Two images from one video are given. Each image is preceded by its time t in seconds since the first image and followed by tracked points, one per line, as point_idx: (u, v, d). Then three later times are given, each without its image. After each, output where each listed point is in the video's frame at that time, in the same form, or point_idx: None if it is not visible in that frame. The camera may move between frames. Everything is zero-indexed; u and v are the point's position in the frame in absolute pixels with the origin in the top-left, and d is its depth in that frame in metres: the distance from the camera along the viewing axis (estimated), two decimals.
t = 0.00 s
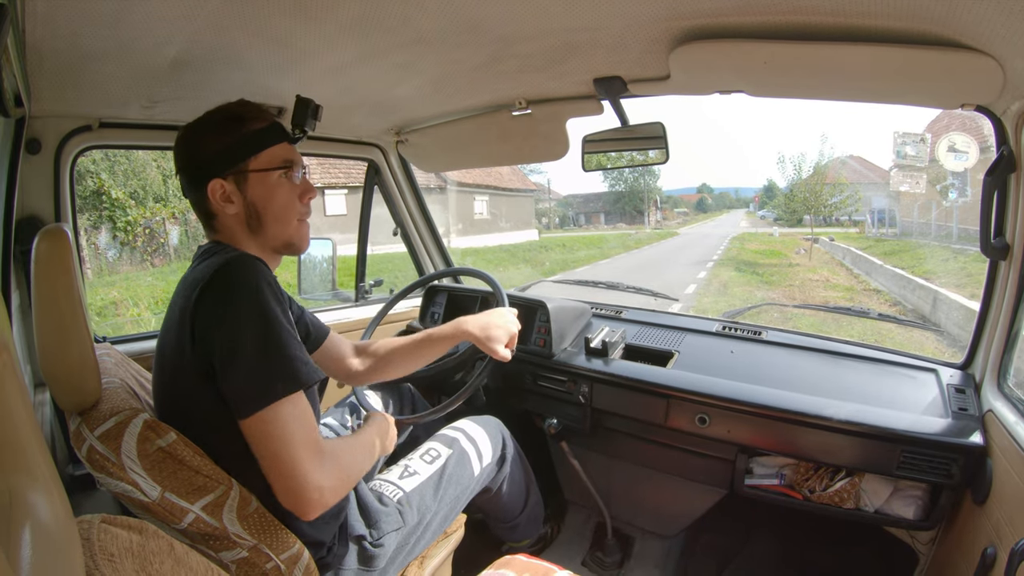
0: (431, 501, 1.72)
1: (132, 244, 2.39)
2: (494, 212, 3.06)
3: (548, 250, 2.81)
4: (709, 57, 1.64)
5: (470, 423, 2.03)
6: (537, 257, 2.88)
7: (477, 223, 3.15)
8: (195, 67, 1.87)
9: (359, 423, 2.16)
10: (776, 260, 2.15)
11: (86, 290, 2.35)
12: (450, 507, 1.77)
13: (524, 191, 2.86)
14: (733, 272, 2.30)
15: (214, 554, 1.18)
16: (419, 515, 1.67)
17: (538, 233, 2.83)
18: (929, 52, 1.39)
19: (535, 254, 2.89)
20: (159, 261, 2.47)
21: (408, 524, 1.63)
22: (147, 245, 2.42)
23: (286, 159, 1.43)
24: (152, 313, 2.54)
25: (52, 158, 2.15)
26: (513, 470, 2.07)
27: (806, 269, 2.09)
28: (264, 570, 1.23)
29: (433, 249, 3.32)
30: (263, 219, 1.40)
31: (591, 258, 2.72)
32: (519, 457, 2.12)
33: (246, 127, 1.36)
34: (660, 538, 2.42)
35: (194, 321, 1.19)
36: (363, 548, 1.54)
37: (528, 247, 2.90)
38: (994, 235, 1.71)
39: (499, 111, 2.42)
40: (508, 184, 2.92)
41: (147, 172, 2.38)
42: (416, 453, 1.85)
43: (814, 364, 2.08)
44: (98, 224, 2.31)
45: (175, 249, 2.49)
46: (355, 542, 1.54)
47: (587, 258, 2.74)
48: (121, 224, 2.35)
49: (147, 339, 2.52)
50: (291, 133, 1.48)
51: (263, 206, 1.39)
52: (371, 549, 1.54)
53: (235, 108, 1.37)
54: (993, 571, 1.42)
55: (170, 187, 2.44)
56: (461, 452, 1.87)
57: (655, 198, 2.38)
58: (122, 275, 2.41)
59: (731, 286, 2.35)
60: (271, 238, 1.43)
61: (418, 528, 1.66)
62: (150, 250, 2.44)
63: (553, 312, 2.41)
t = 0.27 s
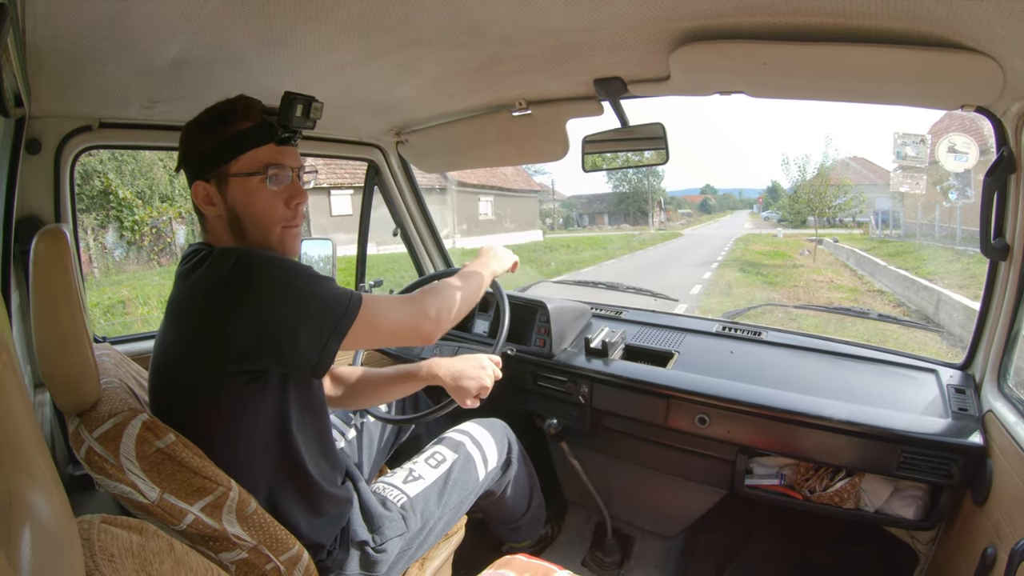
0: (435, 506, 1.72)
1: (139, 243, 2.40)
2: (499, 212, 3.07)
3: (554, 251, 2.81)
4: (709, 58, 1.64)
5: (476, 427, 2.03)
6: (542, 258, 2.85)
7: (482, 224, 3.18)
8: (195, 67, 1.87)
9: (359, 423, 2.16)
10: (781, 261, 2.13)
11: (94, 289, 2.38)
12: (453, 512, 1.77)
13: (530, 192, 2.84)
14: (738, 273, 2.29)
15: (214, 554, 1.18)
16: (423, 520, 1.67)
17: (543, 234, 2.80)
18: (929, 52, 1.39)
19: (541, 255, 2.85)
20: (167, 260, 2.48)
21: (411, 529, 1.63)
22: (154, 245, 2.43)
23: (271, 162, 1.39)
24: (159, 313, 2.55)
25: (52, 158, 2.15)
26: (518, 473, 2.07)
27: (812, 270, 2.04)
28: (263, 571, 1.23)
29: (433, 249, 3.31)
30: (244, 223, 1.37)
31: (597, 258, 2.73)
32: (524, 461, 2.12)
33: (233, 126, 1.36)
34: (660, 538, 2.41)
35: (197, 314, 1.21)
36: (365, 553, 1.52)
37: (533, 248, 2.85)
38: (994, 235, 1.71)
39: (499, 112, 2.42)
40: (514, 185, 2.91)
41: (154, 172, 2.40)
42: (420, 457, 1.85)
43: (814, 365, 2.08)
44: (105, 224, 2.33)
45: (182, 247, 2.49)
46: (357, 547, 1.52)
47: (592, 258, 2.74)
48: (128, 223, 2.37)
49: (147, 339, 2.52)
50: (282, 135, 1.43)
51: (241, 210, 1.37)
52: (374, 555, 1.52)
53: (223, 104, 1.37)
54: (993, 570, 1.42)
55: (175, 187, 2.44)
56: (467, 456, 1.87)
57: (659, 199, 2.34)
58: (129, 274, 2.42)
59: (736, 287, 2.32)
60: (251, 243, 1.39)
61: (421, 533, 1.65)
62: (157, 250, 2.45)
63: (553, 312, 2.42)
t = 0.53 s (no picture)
0: (432, 504, 1.71)
1: (147, 241, 2.42)
2: (504, 212, 3.00)
3: (560, 251, 2.74)
4: (709, 58, 1.64)
5: (474, 426, 2.04)
6: (549, 257, 2.82)
7: (487, 223, 3.11)
8: (195, 67, 1.87)
9: (359, 423, 2.16)
10: (787, 262, 2.11)
11: (103, 287, 2.41)
12: (451, 510, 1.77)
13: (535, 193, 2.78)
14: (744, 274, 2.26)
15: (213, 554, 1.18)
16: (420, 518, 1.67)
17: (548, 234, 2.74)
18: (929, 53, 1.39)
19: (546, 255, 2.82)
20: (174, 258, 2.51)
21: (409, 527, 1.63)
22: (162, 243, 2.45)
23: (273, 167, 1.38)
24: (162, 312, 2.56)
25: (52, 158, 2.15)
26: (515, 471, 2.07)
27: (816, 271, 2.04)
28: (264, 570, 1.23)
29: (433, 249, 3.31)
30: (245, 227, 1.38)
31: (603, 258, 2.64)
32: (521, 459, 2.12)
33: (237, 130, 1.36)
34: (659, 539, 2.41)
35: (202, 319, 1.20)
36: (363, 551, 1.52)
37: (538, 248, 2.83)
38: (994, 235, 1.72)
39: (500, 112, 2.42)
40: (519, 185, 2.86)
41: (162, 171, 2.42)
42: (418, 456, 1.86)
43: (814, 365, 2.08)
44: (113, 222, 2.35)
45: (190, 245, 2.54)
46: (355, 545, 1.52)
47: (598, 258, 2.65)
48: (136, 221, 2.38)
49: (147, 339, 2.52)
50: (283, 140, 1.42)
51: (243, 214, 1.37)
52: (372, 552, 1.52)
53: (227, 106, 1.36)
54: (993, 571, 1.42)
55: (184, 185, 2.46)
56: (463, 454, 1.87)
57: (663, 200, 2.28)
58: (138, 272, 2.45)
59: (741, 287, 2.29)
60: (252, 248, 1.40)
61: (419, 532, 1.65)
62: (165, 248, 2.47)
63: (553, 312, 2.42)
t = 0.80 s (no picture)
0: (430, 501, 1.71)
1: (156, 240, 2.43)
2: (510, 212, 2.97)
3: (567, 251, 2.77)
4: (709, 58, 1.64)
5: (468, 423, 2.03)
6: (555, 258, 2.84)
7: (493, 224, 3.06)
8: (195, 67, 1.86)
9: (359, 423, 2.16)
10: (791, 263, 2.13)
11: (112, 286, 2.42)
12: (449, 507, 1.77)
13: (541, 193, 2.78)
14: (750, 274, 2.29)
15: (213, 554, 1.18)
16: (418, 515, 1.66)
17: (554, 234, 2.77)
18: (929, 53, 1.39)
19: (553, 255, 2.84)
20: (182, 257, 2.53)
21: (407, 524, 1.62)
22: (170, 242, 2.46)
23: (273, 173, 1.39)
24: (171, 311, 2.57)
25: (52, 158, 2.15)
26: (512, 469, 2.07)
27: (821, 272, 2.05)
28: (263, 570, 1.23)
29: (433, 249, 3.32)
30: (245, 232, 1.38)
31: (609, 259, 2.67)
32: (517, 456, 2.12)
33: (238, 135, 1.36)
34: (660, 539, 2.41)
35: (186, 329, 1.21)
36: (362, 548, 1.52)
37: (545, 248, 2.84)
38: (993, 235, 1.72)
39: (500, 112, 2.42)
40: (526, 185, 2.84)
41: (170, 170, 2.44)
42: (414, 454, 1.85)
43: (813, 365, 2.08)
44: (122, 221, 2.36)
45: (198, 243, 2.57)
46: (354, 542, 1.53)
47: (604, 258, 2.69)
48: (145, 221, 2.39)
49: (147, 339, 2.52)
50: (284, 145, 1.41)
51: (244, 219, 1.37)
52: (370, 549, 1.53)
53: (228, 112, 1.36)
54: (993, 571, 1.42)
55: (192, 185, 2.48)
56: (460, 451, 1.87)
57: (669, 201, 2.31)
58: (147, 271, 2.46)
59: (747, 288, 2.31)
60: (252, 254, 1.40)
61: (417, 528, 1.65)
62: (174, 246, 2.48)
63: (553, 312, 2.42)
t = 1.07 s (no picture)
0: (431, 499, 1.71)
1: (164, 240, 2.42)
2: (516, 213, 2.97)
3: (574, 252, 2.74)
4: (709, 58, 1.64)
5: (469, 421, 2.03)
6: (562, 258, 2.80)
7: (501, 224, 3.08)
8: (195, 68, 1.87)
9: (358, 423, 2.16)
10: (797, 263, 2.10)
11: (122, 284, 2.42)
12: (450, 506, 1.77)
13: (547, 193, 2.77)
14: (755, 274, 2.26)
15: (214, 554, 1.18)
16: (420, 514, 1.66)
17: (560, 235, 2.75)
18: (928, 53, 1.39)
19: (561, 255, 2.80)
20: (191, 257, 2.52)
21: (408, 522, 1.62)
22: (179, 241, 2.45)
23: (273, 172, 1.39)
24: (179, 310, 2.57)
25: (52, 158, 2.15)
26: (512, 468, 2.07)
27: (827, 273, 2.04)
28: (264, 570, 1.23)
29: (433, 249, 3.33)
30: (245, 231, 1.37)
31: (616, 259, 2.64)
32: (518, 455, 2.12)
33: (238, 135, 1.36)
34: (660, 539, 2.41)
35: (179, 328, 1.21)
36: (364, 546, 1.53)
37: (552, 248, 2.82)
38: (993, 235, 1.72)
39: (500, 112, 2.42)
40: (533, 185, 2.84)
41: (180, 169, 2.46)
42: (416, 452, 1.85)
43: (813, 365, 2.08)
44: (131, 220, 2.34)
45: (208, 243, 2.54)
46: (356, 540, 1.53)
47: (612, 258, 2.65)
48: (154, 220, 2.37)
49: (147, 338, 2.52)
50: (284, 143, 1.42)
51: (246, 218, 1.37)
52: (372, 548, 1.53)
53: (228, 112, 1.36)
54: (993, 571, 1.42)
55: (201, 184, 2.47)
56: (461, 450, 1.87)
57: (674, 201, 2.29)
58: (154, 270, 2.44)
59: (754, 289, 2.28)
60: (254, 254, 1.40)
61: (418, 527, 1.65)
62: (183, 246, 2.48)
63: (553, 312, 2.42)
